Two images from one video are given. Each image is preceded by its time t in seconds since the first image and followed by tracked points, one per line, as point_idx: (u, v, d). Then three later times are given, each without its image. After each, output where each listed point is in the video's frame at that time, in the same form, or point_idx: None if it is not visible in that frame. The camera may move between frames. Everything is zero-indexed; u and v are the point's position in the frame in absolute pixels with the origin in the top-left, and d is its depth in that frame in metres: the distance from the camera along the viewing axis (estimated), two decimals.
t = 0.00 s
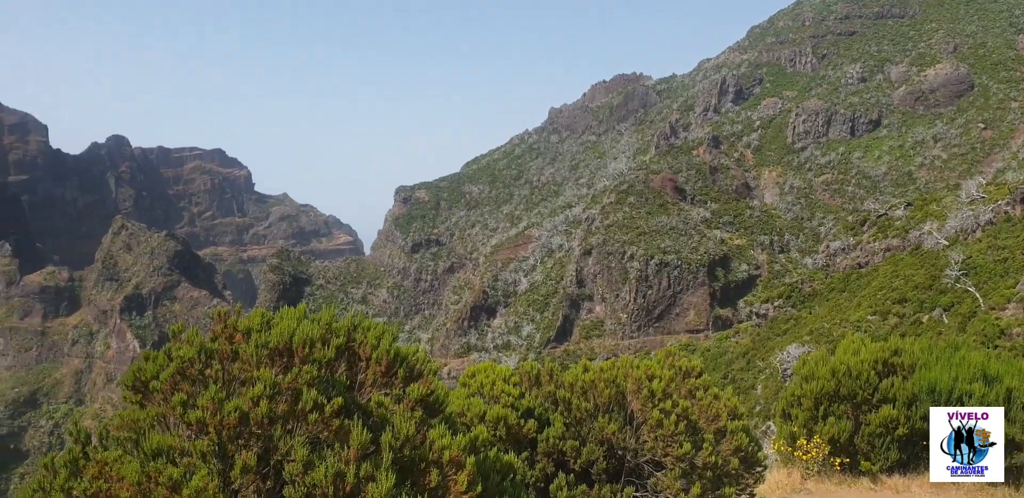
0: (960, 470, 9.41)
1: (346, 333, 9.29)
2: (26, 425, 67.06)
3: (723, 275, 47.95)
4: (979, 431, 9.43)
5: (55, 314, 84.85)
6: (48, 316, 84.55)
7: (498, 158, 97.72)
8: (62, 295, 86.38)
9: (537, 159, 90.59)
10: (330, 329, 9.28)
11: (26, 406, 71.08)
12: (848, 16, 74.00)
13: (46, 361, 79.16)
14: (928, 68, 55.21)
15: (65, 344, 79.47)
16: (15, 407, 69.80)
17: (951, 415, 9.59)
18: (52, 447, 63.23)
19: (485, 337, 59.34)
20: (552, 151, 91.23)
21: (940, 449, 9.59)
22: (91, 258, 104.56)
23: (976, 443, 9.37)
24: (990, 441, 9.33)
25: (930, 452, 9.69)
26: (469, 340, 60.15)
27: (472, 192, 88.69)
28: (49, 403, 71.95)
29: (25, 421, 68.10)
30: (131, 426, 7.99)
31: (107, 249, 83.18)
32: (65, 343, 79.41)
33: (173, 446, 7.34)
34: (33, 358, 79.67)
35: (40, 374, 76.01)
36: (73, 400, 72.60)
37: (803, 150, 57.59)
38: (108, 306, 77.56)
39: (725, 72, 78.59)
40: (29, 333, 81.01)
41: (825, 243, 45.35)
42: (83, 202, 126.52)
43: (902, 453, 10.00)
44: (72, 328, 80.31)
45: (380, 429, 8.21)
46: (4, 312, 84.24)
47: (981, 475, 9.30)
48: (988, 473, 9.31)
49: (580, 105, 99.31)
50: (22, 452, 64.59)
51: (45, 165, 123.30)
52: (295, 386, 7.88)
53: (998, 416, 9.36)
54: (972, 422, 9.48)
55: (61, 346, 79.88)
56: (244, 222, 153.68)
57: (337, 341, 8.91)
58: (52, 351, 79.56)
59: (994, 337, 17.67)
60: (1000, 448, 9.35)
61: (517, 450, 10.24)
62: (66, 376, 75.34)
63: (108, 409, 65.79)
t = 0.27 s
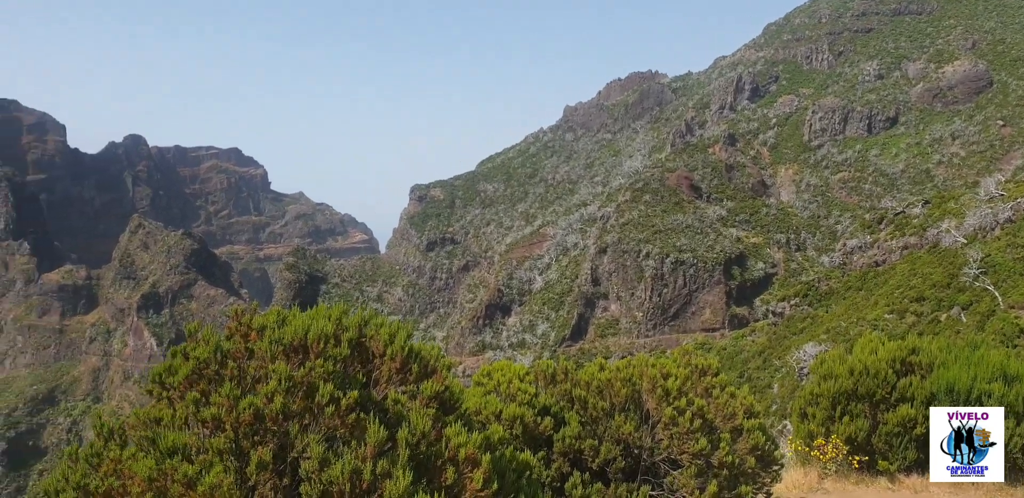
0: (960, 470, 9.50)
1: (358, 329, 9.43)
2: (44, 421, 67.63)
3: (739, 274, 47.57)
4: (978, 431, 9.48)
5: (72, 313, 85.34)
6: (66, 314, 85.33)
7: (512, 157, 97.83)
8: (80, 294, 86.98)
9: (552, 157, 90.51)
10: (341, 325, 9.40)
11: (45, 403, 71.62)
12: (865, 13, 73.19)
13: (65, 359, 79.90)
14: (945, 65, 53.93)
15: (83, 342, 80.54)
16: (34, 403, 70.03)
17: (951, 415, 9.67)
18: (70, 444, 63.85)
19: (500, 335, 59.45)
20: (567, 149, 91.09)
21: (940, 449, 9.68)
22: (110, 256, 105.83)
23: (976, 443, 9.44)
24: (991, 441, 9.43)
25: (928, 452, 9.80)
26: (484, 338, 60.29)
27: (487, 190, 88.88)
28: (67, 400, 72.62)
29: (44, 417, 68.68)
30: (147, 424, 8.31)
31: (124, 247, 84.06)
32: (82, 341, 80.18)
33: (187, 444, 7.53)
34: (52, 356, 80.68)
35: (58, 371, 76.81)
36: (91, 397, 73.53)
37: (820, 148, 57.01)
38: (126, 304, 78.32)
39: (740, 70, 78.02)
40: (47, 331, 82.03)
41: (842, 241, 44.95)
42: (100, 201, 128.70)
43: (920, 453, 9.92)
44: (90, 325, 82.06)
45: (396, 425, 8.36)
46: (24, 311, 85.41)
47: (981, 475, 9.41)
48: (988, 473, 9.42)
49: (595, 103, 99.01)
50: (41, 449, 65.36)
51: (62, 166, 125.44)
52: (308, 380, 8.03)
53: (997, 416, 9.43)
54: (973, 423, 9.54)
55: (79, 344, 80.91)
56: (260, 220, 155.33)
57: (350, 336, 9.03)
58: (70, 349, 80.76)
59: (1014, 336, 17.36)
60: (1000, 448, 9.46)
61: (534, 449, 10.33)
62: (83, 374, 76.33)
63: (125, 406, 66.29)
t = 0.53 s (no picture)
0: (960, 470, 9.57)
1: (371, 325, 9.56)
2: (63, 417, 68.62)
3: (755, 272, 47.08)
4: (978, 431, 9.56)
5: (91, 310, 84.57)
6: (84, 311, 84.33)
7: (527, 155, 97.78)
8: (98, 290, 85.76)
9: (567, 155, 90.36)
10: (355, 321, 9.51)
11: (64, 400, 72.63)
12: (883, 11, 72.28)
13: (83, 355, 79.58)
14: (966, 62, 53.29)
15: (100, 339, 79.59)
16: (53, 399, 71.43)
17: (951, 415, 9.75)
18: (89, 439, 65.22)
19: (515, 333, 59.52)
20: (582, 147, 90.86)
21: (941, 449, 9.73)
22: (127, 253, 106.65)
23: (976, 443, 9.52)
24: (990, 441, 9.50)
25: (927, 452, 9.87)
26: (499, 336, 60.40)
27: (502, 189, 88.96)
28: (85, 396, 73.54)
29: (63, 413, 69.63)
30: (167, 419, 8.84)
31: (142, 245, 84.17)
32: (99, 337, 80.01)
33: (207, 441, 7.81)
34: (70, 352, 80.29)
35: (76, 367, 77.35)
36: (109, 393, 74.65)
37: (837, 146, 56.34)
38: (142, 301, 78.63)
39: (757, 67, 77.32)
40: (65, 327, 81.34)
41: (860, 240, 44.50)
42: (118, 199, 130.23)
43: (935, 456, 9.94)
44: (107, 322, 81.01)
45: (413, 421, 8.53)
46: (43, 308, 84.74)
47: (980, 475, 9.43)
48: (989, 473, 9.43)
49: (610, 101, 98.60)
50: (60, 444, 66.74)
51: (80, 163, 126.53)
52: (323, 376, 8.20)
53: (998, 416, 9.48)
54: (973, 423, 9.61)
55: (97, 341, 79.93)
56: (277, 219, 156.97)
57: (362, 333, 9.19)
58: (88, 345, 79.46)
59: None
60: (1001, 448, 9.51)
61: (550, 447, 10.51)
62: (102, 370, 76.84)
63: (142, 402, 67.08)
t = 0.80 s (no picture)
0: (960, 470, 9.74)
1: (387, 321, 9.70)
2: (82, 412, 69.05)
3: (772, 271, 46.83)
4: (979, 431, 9.67)
5: (109, 306, 84.85)
6: (102, 307, 84.67)
7: (543, 152, 97.65)
8: (116, 286, 85.91)
9: (583, 153, 90.11)
10: (371, 318, 9.64)
11: (82, 394, 72.28)
12: (903, 7, 71.28)
13: (100, 351, 79.47)
14: (988, 60, 52.42)
15: (118, 334, 79.20)
16: (71, 394, 70.97)
17: (951, 415, 9.84)
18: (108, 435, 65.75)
19: (530, 331, 59.52)
20: (598, 144, 90.54)
21: (940, 449, 9.87)
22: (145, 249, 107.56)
23: (976, 443, 9.63)
24: (990, 441, 9.62)
25: (928, 452, 10.03)
26: (514, 334, 60.48)
27: (517, 186, 88.93)
28: (103, 392, 72.89)
29: (81, 408, 69.91)
30: (192, 413, 8.93)
31: (159, 242, 85.48)
32: (117, 334, 79.77)
33: (226, 434, 8.01)
34: (88, 348, 79.79)
35: (94, 363, 77.16)
36: (127, 389, 73.19)
37: (855, 145, 55.62)
38: (160, 298, 79.13)
39: (775, 64, 76.55)
40: (83, 323, 81.51)
41: (878, 239, 43.97)
42: (136, 196, 131.98)
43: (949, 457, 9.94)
44: (126, 318, 80.88)
45: (429, 417, 8.69)
46: (62, 304, 85.73)
47: (980, 475, 9.65)
48: (988, 472, 9.66)
49: (626, 98, 98.12)
50: (78, 439, 67.13)
51: (99, 161, 128.26)
52: (339, 376, 8.41)
53: (998, 417, 9.58)
54: (974, 423, 9.71)
55: (115, 336, 79.72)
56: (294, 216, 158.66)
57: (379, 329, 9.33)
58: (106, 341, 79.49)
59: None
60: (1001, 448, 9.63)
61: (564, 443, 10.69)
62: (119, 366, 76.18)
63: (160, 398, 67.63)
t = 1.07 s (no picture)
0: (960, 470, 9.90)
1: (408, 320, 9.92)
2: (101, 409, 70.06)
3: (790, 268, 46.52)
4: (978, 431, 9.93)
5: (127, 303, 86.25)
6: (121, 304, 86.18)
7: (558, 150, 97.46)
8: (134, 284, 87.22)
9: (599, 150, 89.80)
10: (393, 317, 9.89)
11: (102, 391, 73.69)
12: (923, 2, 70.09)
13: (119, 348, 80.92)
14: (1010, 54, 51.40)
15: (136, 332, 81.23)
16: (91, 391, 72.27)
17: (951, 415, 10.23)
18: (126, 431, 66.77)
19: (546, 328, 59.60)
20: (614, 141, 90.11)
21: (941, 449, 10.16)
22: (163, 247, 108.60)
23: (976, 443, 9.87)
24: (990, 441, 9.80)
25: (930, 451, 10.28)
26: (529, 331, 60.59)
27: (532, 184, 88.92)
28: (122, 388, 74.49)
29: (100, 405, 70.99)
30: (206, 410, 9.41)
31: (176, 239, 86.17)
32: (136, 330, 81.46)
33: (247, 431, 8.26)
34: (107, 345, 81.42)
35: (113, 360, 78.43)
36: (145, 386, 74.94)
37: (873, 141, 54.86)
38: (178, 295, 80.13)
39: (792, 61, 75.62)
40: (102, 320, 83.00)
41: (896, 236, 43.40)
42: (154, 195, 133.82)
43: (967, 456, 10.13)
44: (144, 314, 82.97)
45: (446, 416, 8.88)
46: (81, 301, 86.99)
47: (980, 475, 9.76)
48: (989, 473, 9.74)
49: (642, 95, 97.54)
50: (98, 435, 68.11)
51: (117, 159, 130.01)
52: (356, 379, 8.49)
53: (998, 416, 9.83)
54: (974, 423, 10.01)
55: (133, 333, 81.57)
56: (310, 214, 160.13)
57: (399, 328, 9.61)
58: (125, 338, 81.18)
59: None
60: (1000, 448, 9.79)
61: (581, 441, 11.02)
62: (137, 363, 77.60)
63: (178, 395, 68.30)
